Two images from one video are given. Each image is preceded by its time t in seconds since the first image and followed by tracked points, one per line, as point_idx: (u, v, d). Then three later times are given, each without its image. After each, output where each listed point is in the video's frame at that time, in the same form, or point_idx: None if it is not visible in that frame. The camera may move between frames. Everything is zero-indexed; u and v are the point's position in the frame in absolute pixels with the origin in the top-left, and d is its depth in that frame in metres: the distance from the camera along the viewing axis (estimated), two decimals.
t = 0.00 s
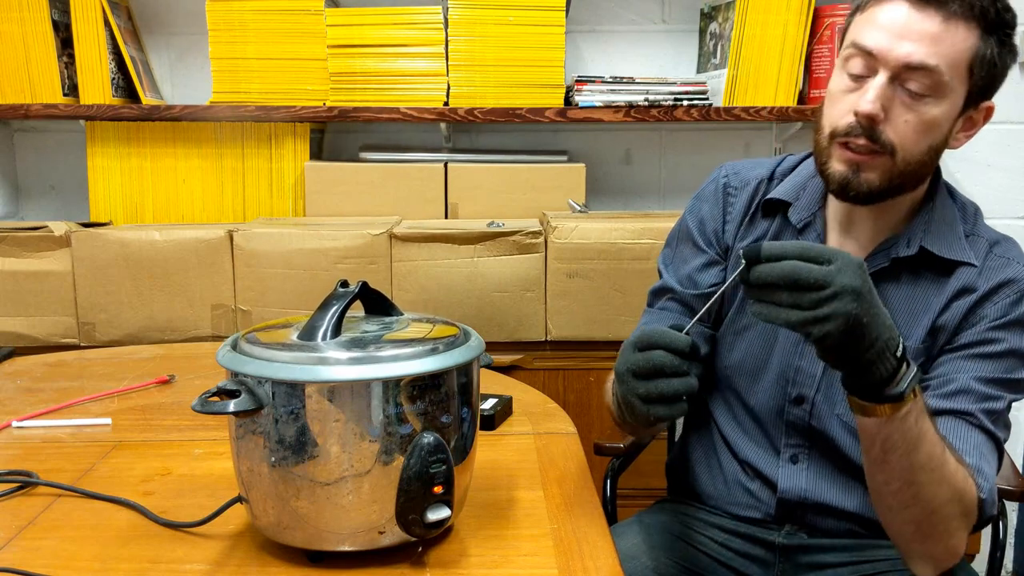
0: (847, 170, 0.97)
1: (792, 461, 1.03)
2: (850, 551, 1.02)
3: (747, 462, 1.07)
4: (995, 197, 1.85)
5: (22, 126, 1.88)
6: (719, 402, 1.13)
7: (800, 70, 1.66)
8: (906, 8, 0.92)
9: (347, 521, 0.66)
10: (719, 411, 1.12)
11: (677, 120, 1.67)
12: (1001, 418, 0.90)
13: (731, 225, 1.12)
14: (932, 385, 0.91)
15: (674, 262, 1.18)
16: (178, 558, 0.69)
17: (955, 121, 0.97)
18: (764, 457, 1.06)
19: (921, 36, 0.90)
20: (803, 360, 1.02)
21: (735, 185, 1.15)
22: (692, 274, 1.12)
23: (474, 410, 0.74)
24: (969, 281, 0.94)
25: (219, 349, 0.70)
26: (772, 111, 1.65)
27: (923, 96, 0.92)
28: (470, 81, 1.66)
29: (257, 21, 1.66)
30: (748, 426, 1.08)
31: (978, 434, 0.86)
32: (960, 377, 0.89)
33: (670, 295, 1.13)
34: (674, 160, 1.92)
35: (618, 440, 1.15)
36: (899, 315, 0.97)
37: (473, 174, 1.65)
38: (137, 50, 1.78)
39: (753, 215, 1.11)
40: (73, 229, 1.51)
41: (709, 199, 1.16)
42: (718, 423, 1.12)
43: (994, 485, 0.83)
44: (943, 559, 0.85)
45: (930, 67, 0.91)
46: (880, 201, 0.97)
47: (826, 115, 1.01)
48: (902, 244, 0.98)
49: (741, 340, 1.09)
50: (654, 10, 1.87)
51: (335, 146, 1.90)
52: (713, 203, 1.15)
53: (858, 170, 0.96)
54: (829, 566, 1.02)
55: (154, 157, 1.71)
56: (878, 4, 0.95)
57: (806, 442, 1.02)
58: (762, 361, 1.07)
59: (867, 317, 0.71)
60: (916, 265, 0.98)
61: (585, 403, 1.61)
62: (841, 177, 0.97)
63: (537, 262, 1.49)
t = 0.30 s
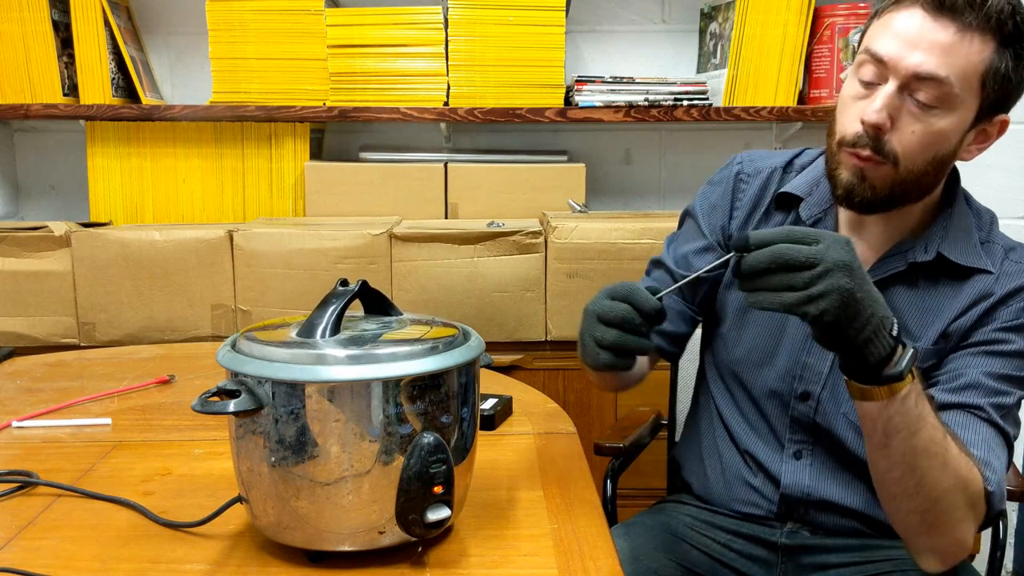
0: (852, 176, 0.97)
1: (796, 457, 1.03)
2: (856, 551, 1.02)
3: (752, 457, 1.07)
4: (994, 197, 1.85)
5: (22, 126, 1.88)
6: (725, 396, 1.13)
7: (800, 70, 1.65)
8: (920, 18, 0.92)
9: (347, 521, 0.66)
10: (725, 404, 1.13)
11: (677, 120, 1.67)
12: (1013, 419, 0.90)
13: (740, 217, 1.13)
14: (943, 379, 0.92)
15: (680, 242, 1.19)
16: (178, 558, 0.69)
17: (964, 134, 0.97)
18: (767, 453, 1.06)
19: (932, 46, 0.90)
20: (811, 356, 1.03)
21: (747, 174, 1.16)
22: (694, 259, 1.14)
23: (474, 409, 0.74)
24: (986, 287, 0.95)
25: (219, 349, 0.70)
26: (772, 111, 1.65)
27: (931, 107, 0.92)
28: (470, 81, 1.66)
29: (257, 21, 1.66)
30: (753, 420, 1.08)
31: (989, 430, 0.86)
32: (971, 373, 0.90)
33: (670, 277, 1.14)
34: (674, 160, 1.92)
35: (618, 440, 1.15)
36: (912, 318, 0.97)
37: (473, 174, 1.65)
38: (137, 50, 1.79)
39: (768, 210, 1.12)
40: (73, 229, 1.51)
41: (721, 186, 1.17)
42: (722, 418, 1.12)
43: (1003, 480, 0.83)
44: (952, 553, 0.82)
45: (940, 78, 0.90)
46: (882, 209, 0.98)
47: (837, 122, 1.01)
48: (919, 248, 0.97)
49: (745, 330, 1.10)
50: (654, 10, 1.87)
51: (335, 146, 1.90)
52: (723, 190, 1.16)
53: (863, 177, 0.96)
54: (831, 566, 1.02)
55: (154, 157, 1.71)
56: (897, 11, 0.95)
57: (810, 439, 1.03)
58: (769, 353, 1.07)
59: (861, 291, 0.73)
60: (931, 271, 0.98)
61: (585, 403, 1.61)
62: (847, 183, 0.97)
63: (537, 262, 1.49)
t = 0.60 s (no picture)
0: (844, 189, 1.00)
1: (794, 459, 1.03)
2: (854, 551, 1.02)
3: (751, 458, 1.07)
4: (994, 197, 1.85)
5: (22, 126, 1.88)
6: (726, 396, 1.14)
7: (800, 70, 1.65)
8: (918, 30, 0.91)
9: (347, 521, 0.66)
10: (726, 404, 1.13)
11: (677, 120, 1.67)
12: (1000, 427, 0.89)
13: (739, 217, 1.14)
14: (932, 382, 0.91)
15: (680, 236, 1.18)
16: (179, 558, 0.69)
17: (961, 147, 0.96)
18: (767, 454, 1.06)
19: (924, 60, 0.89)
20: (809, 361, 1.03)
21: (746, 173, 1.16)
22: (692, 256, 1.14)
23: (474, 409, 0.74)
24: (986, 294, 0.95)
25: (220, 349, 0.70)
26: (772, 111, 1.65)
27: (923, 122, 0.92)
28: (470, 81, 1.66)
29: (257, 21, 1.66)
30: (753, 422, 1.09)
31: (968, 431, 0.85)
32: (961, 376, 0.89)
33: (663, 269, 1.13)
34: (674, 161, 1.92)
35: (619, 440, 1.15)
36: (909, 324, 0.98)
37: (473, 174, 1.65)
38: (137, 50, 1.79)
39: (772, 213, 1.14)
40: (73, 229, 1.51)
41: (720, 184, 1.18)
42: (723, 419, 1.13)
43: (978, 483, 0.81)
44: (920, 552, 0.81)
45: (930, 94, 0.90)
46: (875, 221, 1.00)
47: (836, 130, 1.02)
48: (920, 257, 0.98)
49: (745, 332, 1.10)
50: (654, 9, 1.87)
51: (335, 146, 1.90)
52: (722, 189, 1.17)
53: (854, 191, 0.99)
54: (831, 567, 1.02)
55: (154, 157, 1.71)
56: (898, 21, 0.94)
57: (808, 442, 1.03)
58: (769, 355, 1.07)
59: (799, 283, 0.77)
60: (931, 279, 0.98)
61: (585, 402, 1.61)
62: (839, 196, 1.00)
63: (537, 262, 1.49)
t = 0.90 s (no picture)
0: (836, 194, 1.00)
1: (790, 463, 1.03)
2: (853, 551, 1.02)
3: (747, 461, 1.08)
4: (994, 197, 1.85)
5: (22, 126, 1.88)
6: (721, 400, 1.14)
7: (800, 70, 1.65)
8: (900, 30, 0.91)
9: (347, 521, 0.66)
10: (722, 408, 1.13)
11: (677, 120, 1.67)
12: (999, 429, 0.89)
13: (728, 217, 1.15)
14: (929, 384, 0.91)
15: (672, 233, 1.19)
16: (178, 558, 0.69)
17: (951, 145, 0.96)
18: (763, 457, 1.07)
19: (907, 61, 0.89)
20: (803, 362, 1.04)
21: (738, 173, 1.17)
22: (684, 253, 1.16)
23: (474, 410, 0.74)
24: (981, 296, 0.94)
25: (219, 349, 0.70)
26: (772, 111, 1.65)
27: (909, 122, 0.92)
28: (470, 81, 1.66)
29: (257, 21, 1.66)
30: (749, 425, 1.09)
31: (968, 434, 0.85)
32: (958, 378, 0.89)
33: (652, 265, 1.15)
34: (674, 161, 1.92)
35: (619, 440, 1.15)
36: (902, 329, 0.98)
37: (473, 174, 1.65)
38: (137, 50, 1.78)
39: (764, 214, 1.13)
40: (73, 229, 1.51)
41: (711, 184, 1.19)
42: (719, 423, 1.13)
43: (979, 486, 0.82)
44: (924, 558, 0.81)
45: (914, 94, 0.90)
46: (869, 223, 1.00)
47: (824, 133, 1.03)
48: (914, 261, 0.98)
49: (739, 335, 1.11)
50: (654, 9, 1.87)
51: (335, 146, 1.90)
52: (713, 189, 1.18)
53: (846, 193, 0.99)
54: (828, 566, 1.02)
55: (154, 157, 1.71)
56: (880, 22, 0.94)
57: (804, 445, 1.03)
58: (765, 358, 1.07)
59: (780, 301, 0.76)
60: (928, 281, 0.98)
61: (585, 402, 1.60)
62: (830, 198, 1.01)
63: (537, 262, 1.49)
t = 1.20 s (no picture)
0: (821, 196, 1.02)
1: (786, 466, 1.04)
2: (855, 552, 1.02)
3: (743, 463, 1.08)
4: (994, 198, 1.85)
5: (22, 126, 1.88)
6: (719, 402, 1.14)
7: (801, 70, 1.65)
8: (873, 30, 0.93)
9: (347, 521, 0.66)
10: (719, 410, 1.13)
11: (677, 120, 1.67)
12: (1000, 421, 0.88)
13: (719, 215, 1.18)
14: (926, 377, 0.90)
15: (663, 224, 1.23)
16: (178, 558, 0.69)
17: (934, 141, 0.97)
18: (759, 460, 1.07)
19: (882, 60, 0.91)
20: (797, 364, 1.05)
21: (729, 171, 1.20)
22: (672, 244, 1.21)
23: (474, 410, 0.74)
24: (971, 292, 0.95)
25: (220, 349, 0.70)
26: (772, 111, 1.66)
27: (889, 120, 0.94)
28: (470, 81, 1.66)
29: (257, 21, 1.66)
30: (745, 428, 1.10)
31: (969, 423, 0.83)
32: (955, 368, 0.88)
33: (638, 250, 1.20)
34: (674, 161, 1.92)
35: (619, 440, 1.15)
36: (893, 330, 0.99)
37: (473, 174, 1.65)
38: (137, 50, 1.79)
39: (755, 212, 1.16)
40: (73, 229, 1.51)
41: (702, 179, 1.21)
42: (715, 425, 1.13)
43: (980, 478, 0.81)
44: (931, 551, 0.80)
45: (891, 92, 0.92)
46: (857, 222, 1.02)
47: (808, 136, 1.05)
48: (901, 259, 0.99)
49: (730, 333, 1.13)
50: (654, 10, 1.86)
51: (335, 146, 1.90)
52: (705, 184, 1.21)
53: (832, 195, 1.01)
54: (824, 566, 1.02)
55: (154, 157, 1.71)
56: (854, 24, 0.96)
57: (800, 448, 1.03)
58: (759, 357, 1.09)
59: (741, 317, 0.74)
60: (916, 280, 1.00)
61: (585, 402, 1.61)
62: (817, 201, 1.03)
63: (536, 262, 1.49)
